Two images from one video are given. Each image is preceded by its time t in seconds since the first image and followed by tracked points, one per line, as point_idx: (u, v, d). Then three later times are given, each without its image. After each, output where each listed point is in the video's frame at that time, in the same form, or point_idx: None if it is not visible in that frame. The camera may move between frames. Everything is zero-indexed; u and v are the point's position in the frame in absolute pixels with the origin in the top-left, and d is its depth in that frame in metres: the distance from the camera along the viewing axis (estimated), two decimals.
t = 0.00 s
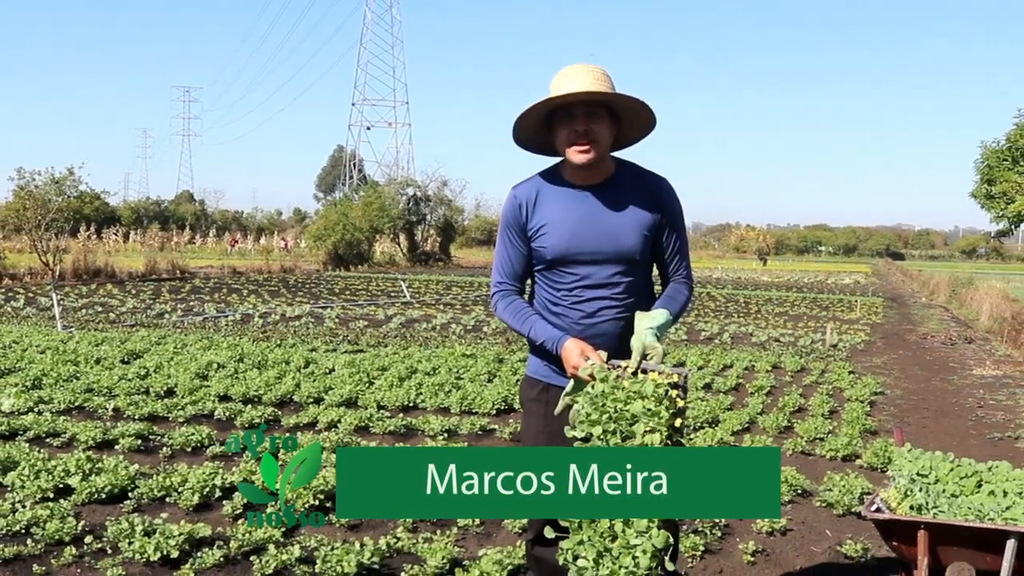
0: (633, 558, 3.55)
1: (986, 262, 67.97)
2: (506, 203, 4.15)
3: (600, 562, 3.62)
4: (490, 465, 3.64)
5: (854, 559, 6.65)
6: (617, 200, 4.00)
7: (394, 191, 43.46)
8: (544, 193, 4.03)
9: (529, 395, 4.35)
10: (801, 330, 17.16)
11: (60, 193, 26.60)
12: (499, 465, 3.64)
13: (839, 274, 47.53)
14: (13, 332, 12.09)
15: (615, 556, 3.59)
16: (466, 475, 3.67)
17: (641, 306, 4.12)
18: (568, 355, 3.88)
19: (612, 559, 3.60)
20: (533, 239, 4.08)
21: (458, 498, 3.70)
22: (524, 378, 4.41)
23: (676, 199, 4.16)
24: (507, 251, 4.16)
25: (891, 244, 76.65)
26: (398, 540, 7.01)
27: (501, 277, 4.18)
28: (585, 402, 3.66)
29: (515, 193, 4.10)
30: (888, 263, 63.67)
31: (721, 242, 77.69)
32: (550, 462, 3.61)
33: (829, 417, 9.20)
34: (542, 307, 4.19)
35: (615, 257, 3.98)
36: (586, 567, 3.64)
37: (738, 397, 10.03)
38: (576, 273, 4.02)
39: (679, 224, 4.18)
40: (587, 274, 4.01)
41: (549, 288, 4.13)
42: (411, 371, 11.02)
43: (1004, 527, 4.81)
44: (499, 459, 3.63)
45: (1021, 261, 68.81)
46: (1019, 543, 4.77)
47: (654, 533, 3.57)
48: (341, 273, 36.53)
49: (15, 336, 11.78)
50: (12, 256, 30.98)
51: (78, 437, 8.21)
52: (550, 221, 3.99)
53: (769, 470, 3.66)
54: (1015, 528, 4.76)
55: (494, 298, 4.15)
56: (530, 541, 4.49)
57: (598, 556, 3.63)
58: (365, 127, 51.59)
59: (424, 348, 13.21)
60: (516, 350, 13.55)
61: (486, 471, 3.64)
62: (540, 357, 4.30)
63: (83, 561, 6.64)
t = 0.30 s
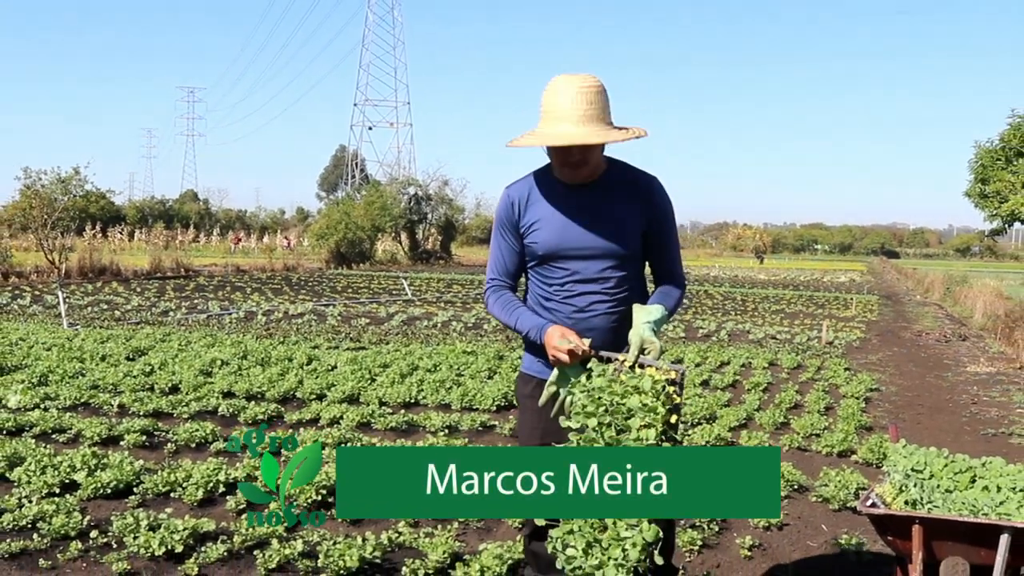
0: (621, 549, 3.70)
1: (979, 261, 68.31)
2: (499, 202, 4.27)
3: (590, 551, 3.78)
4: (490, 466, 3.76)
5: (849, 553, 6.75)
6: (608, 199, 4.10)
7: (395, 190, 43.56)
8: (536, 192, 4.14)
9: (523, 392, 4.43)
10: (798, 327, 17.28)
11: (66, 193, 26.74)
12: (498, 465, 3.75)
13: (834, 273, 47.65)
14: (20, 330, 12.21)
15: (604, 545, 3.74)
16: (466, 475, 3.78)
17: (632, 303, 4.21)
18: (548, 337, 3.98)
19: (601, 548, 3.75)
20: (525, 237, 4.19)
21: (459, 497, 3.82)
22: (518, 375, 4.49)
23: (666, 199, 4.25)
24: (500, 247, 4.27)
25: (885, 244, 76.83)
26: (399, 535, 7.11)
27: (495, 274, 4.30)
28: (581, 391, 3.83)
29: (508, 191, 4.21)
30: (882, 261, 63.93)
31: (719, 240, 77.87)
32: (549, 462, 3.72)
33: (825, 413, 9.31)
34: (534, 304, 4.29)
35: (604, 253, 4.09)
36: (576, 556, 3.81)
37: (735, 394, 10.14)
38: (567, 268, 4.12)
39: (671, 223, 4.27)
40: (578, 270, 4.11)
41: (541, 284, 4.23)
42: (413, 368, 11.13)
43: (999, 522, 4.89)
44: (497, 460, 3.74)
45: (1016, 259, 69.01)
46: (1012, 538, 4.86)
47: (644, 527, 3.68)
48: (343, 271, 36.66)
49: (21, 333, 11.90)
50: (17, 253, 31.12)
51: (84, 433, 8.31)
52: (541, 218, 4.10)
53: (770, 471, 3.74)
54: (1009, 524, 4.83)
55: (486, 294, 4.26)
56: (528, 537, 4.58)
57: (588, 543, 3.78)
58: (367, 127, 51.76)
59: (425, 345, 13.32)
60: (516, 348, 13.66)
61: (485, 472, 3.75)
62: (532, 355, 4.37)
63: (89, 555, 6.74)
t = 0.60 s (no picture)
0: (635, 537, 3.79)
1: (973, 259, 68.50)
2: (496, 202, 4.38)
3: (601, 543, 3.85)
4: (490, 466, 3.91)
5: (845, 546, 6.85)
6: (603, 199, 4.20)
7: (397, 189, 43.67)
8: (532, 191, 4.26)
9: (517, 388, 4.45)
10: (794, 325, 17.40)
11: (72, 192, 26.87)
12: (497, 466, 3.90)
13: (830, 271, 47.80)
14: (26, 327, 12.33)
15: (616, 535, 3.82)
16: (466, 475, 3.94)
17: (626, 301, 4.31)
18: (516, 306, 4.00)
19: (613, 538, 3.83)
20: (520, 235, 4.29)
21: (459, 496, 3.98)
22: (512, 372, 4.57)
23: (661, 199, 4.35)
24: (496, 246, 4.38)
25: (881, 243, 76.94)
26: (400, 530, 7.22)
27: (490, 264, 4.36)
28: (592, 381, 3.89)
29: (504, 191, 4.32)
30: (878, 259, 64.08)
31: (717, 238, 78.01)
32: (549, 463, 3.86)
33: (821, 409, 9.42)
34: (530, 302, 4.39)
35: (598, 251, 4.20)
36: (585, 548, 3.89)
37: (733, 390, 10.24)
38: (562, 266, 4.23)
39: (665, 223, 4.37)
40: (572, 268, 4.22)
41: (536, 282, 4.34)
42: (414, 364, 11.24)
43: (993, 516, 5.00)
44: (497, 461, 3.89)
45: (1012, 258, 69.18)
46: (1006, 532, 4.97)
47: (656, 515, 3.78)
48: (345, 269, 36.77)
49: (28, 330, 12.02)
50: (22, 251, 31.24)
51: (89, 429, 8.42)
52: (537, 217, 4.21)
53: (769, 467, 3.86)
54: (1003, 518, 4.95)
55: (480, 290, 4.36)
56: (527, 534, 4.64)
57: (598, 534, 3.85)
58: (369, 126, 51.87)
59: (426, 342, 13.44)
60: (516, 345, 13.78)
61: (485, 472, 3.90)
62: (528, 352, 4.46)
63: (94, 550, 6.85)
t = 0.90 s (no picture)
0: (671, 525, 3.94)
1: (968, 257, 68.79)
2: (494, 201, 4.48)
3: (635, 532, 4.01)
4: (490, 466, 4.04)
5: (839, 540, 6.96)
6: (599, 194, 4.31)
7: (399, 188, 43.78)
8: (529, 189, 4.36)
9: (517, 386, 4.57)
10: (790, 322, 17.54)
11: (78, 191, 27.00)
12: (498, 467, 4.04)
13: (825, 269, 47.96)
14: (33, 324, 12.45)
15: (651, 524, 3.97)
16: (466, 475, 4.06)
17: (623, 296, 4.41)
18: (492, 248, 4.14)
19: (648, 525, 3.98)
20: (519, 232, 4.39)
21: (459, 497, 4.11)
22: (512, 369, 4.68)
23: (655, 197, 4.47)
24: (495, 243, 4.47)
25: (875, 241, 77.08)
26: (402, 525, 7.33)
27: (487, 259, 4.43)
28: (621, 371, 3.97)
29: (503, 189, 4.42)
30: (873, 257, 64.32)
31: (714, 236, 78.23)
32: (550, 464, 4.07)
33: (816, 406, 9.54)
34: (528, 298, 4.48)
35: (596, 246, 4.29)
36: (618, 538, 4.04)
37: (730, 387, 10.36)
38: (560, 262, 4.32)
39: (660, 221, 4.49)
40: (571, 264, 4.31)
41: (534, 279, 4.42)
42: (415, 361, 11.37)
43: (986, 511, 5.07)
44: (497, 461, 4.04)
45: (1007, 256, 69.41)
46: (999, 526, 5.04)
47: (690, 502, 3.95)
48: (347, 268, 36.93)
49: (35, 327, 12.14)
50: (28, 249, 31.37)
51: (95, 425, 8.54)
52: (535, 213, 4.31)
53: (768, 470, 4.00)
54: (996, 513, 5.02)
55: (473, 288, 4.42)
56: (526, 528, 4.69)
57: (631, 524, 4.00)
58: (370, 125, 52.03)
59: (427, 339, 13.57)
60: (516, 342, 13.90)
61: (485, 472, 4.03)
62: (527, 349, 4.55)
63: (100, 544, 6.96)
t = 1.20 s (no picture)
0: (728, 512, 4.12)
1: (965, 256, 68.82)
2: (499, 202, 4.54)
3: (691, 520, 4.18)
4: (490, 466, 4.12)
5: (834, 535, 7.07)
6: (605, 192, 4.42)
7: (400, 188, 43.86)
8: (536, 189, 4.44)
9: (527, 383, 4.67)
10: (787, 320, 17.64)
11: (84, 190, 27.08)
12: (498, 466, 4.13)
13: (823, 267, 48.00)
14: (39, 322, 12.56)
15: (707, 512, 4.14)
16: (466, 475, 4.16)
17: (630, 293, 4.53)
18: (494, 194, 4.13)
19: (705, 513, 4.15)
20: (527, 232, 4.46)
21: (458, 496, 4.20)
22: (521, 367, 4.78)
23: (656, 194, 4.59)
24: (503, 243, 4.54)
25: (869, 239, 76.95)
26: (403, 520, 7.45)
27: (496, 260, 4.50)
28: (673, 363, 4.19)
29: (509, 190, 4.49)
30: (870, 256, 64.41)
31: (711, 235, 78.29)
32: (550, 464, 4.16)
33: (812, 402, 9.65)
34: (538, 296, 4.56)
35: (605, 244, 4.39)
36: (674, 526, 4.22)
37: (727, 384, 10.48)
38: (571, 261, 4.41)
39: (662, 218, 4.61)
40: (581, 262, 4.40)
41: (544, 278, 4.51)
42: (417, 358, 11.49)
43: (979, 506, 5.19)
44: (499, 462, 4.13)
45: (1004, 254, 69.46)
46: (992, 520, 5.16)
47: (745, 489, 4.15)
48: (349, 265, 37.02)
49: (41, 325, 12.25)
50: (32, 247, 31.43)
51: (101, 421, 8.65)
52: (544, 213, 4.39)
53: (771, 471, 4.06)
54: (989, 508, 5.13)
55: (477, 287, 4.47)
56: (534, 526, 4.73)
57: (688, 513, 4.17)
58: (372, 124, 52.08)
59: (428, 337, 13.68)
60: (516, 339, 14.01)
61: (485, 472, 4.12)
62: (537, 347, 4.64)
63: (106, 538, 7.07)
